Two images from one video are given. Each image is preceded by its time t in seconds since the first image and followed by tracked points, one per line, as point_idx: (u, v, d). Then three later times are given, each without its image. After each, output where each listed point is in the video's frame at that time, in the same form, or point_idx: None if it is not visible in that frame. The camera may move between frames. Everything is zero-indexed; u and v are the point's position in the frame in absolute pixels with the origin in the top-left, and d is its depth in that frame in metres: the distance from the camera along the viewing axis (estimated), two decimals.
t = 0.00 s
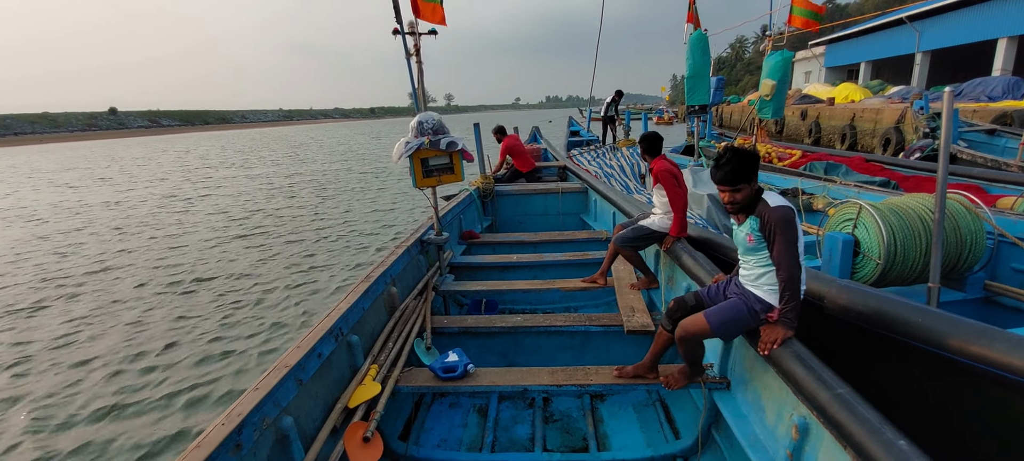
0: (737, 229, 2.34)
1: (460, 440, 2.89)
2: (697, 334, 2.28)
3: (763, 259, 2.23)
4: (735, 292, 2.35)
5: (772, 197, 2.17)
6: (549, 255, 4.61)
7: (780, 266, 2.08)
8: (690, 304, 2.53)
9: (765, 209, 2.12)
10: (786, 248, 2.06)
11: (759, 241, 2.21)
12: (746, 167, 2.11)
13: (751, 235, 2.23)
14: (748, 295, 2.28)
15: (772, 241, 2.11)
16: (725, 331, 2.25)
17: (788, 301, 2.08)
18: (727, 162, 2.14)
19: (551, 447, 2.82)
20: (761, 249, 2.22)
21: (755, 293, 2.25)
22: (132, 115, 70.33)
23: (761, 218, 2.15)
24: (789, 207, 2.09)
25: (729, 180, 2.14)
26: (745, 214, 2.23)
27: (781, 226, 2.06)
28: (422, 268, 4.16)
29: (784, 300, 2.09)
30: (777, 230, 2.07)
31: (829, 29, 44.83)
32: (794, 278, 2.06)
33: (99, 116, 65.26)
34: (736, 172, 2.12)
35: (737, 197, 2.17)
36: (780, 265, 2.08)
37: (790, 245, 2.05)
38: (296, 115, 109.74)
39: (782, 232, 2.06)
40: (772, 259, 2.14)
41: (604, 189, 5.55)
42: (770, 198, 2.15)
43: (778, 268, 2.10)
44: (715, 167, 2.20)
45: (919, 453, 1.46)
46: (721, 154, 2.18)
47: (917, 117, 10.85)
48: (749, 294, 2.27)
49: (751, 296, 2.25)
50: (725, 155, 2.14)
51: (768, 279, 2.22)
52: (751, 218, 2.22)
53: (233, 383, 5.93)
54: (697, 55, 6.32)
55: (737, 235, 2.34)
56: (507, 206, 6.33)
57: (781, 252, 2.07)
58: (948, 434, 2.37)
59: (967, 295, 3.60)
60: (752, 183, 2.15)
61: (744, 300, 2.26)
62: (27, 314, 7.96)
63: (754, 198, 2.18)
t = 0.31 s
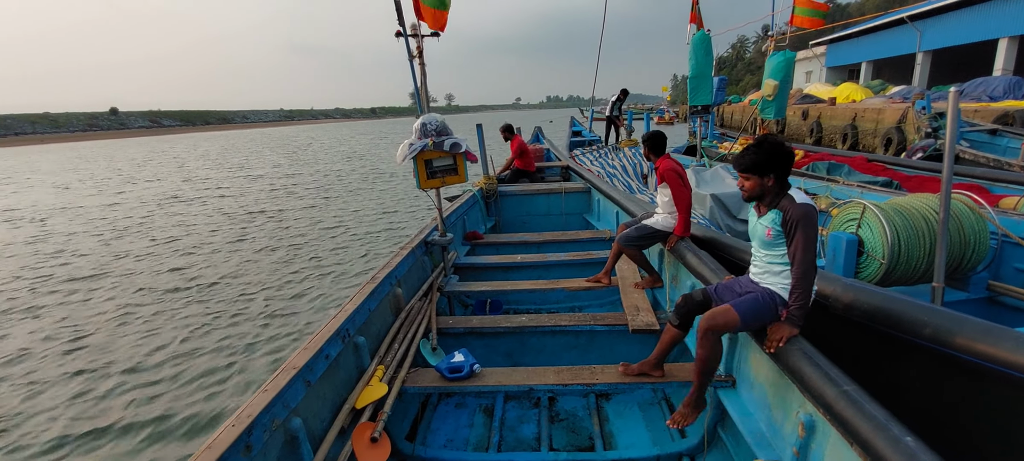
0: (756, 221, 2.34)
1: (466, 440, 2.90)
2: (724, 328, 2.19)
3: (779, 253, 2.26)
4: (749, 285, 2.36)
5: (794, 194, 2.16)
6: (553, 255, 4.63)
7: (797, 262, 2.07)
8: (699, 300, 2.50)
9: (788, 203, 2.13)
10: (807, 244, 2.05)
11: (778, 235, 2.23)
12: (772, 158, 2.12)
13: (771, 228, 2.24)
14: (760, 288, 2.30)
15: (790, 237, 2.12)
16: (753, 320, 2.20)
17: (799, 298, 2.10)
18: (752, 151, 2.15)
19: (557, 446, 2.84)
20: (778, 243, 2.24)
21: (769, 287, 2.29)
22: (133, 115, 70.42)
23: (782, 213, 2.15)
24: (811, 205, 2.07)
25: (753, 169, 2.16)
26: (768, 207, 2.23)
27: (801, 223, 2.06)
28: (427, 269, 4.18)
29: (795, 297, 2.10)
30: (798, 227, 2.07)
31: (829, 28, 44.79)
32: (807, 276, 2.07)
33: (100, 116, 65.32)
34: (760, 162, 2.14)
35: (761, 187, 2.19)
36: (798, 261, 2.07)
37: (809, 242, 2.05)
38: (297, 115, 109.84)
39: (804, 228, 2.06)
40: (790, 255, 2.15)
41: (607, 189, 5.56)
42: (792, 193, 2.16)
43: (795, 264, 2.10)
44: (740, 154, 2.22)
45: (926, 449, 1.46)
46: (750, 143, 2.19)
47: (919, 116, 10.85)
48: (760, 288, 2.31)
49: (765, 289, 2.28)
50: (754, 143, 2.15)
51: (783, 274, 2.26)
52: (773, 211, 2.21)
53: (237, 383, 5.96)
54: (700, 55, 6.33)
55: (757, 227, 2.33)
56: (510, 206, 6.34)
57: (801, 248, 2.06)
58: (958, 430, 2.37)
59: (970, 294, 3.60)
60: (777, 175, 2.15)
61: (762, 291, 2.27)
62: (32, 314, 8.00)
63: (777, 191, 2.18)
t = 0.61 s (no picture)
0: (759, 221, 2.31)
1: (466, 439, 2.90)
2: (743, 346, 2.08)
3: (780, 254, 2.23)
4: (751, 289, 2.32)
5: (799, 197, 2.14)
6: (553, 255, 4.63)
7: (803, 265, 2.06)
8: (696, 300, 2.47)
9: (791, 203, 2.12)
10: (812, 247, 2.03)
11: (782, 237, 2.19)
12: (772, 157, 2.14)
13: (775, 230, 2.20)
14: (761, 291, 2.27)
15: (796, 240, 2.09)
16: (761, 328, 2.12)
17: (802, 302, 2.07)
18: (752, 149, 2.19)
19: (557, 446, 2.84)
20: (782, 244, 2.20)
21: (770, 288, 2.25)
22: (132, 115, 70.50)
23: (785, 215, 2.14)
24: (818, 209, 2.05)
25: (753, 167, 2.20)
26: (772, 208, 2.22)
27: (806, 225, 2.04)
28: (427, 269, 4.18)
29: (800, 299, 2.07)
30: (804, 230, 2.04)
31: (828, 29, 44.78)
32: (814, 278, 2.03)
33: (100, 116, 65.45)
34: (760, 161, 2.17)
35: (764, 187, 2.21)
36: (805, 263, 2.05)
37: (815, 244, 2.02)
38: (297, 115, 109.91)
39: (809, 232, 2.03)
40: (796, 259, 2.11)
41: (608, 189, 5.56)
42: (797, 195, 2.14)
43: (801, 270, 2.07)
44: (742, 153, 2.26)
45: (926, 450, 1.46)
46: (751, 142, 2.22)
47: (920, 116, 10.84)
48: (761, 291, 2.27)
49: (767, 292, 2.24)
50: (753, 142, 2.19)
51: (785, 276, 2.23)
52: (777, 212, 2.19)
53: (237, 382, 5.96)
54: (701, 55, 6.34)
55: (759, 227, 2.30)
56: (511, 206, 6.34)
57: (808, 250, 2.04)
58: (960, 429, 2.37)
59: (971, 295, 3.60)
60: (780, 175, 2.16)
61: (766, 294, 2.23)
62: (33, 313, 8.02)
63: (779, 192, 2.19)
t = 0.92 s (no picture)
0: (751, 231, 2.27)
1: (463, 440, 2.90)
2: (736, 351, 2.09)
3: (771, 265, 2.20)
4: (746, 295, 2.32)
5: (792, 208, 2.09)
6: (552, 256, 4.63)
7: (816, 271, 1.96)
8: (694, 304, 2.48)
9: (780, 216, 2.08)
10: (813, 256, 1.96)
11: (774, 250, 2.15)
12: (762, 167, 2.08)
13: (766, 243, 2.17)
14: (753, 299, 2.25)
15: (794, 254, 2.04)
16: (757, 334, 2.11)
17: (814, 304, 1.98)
18: (739, 160, 2.16)
19: (554, 447, 2.84)
20: (775, 256, 2.16)
21: (761, 295, 2.23)
22: (132, 116, 70.49)
23: (779, 229, 2.08)
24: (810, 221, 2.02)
25: (740, 178, 2.16)
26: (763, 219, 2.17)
27: (800, 240, 1.99)
28: (426, 269, 4.19)
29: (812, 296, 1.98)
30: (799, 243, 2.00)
31: (828, 29, 44.73)
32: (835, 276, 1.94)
33: (100, 117, 65.45)
34: (746, 172, 2.12)
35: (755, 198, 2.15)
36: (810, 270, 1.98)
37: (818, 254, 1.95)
38: (297, 115, 109.90)
39: (810, 245, 1.97)
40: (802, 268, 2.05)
41: (607, 190, 5.56)
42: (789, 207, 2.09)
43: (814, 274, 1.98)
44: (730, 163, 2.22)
45: (921, 456, 1.47)
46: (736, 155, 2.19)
47: (919, 117, 10.85)
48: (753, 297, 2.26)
49: (758, 298, 2.22)
50: (743, 153, 2.14)
51: (774, 286, 2.20)
52: (767, 225, 2.16)
53: (236, 382, 5.98)
54: (700, 56, 6.35)
55: (752, 238, 2.25)
56: (511, 207, 6.35)
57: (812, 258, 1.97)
58: (956, 431, 2.38)
59: (968, 296, 3.60)
60: (770, 186, 2.10)
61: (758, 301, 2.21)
62: (33, 313, 8.02)
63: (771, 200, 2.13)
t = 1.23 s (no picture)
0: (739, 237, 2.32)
1: (463, 441, 2.90)
2: (739, 357, 2.07)
3: (767, 269, 2.20)
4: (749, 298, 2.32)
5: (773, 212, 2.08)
6: (552, 258, 4.62)
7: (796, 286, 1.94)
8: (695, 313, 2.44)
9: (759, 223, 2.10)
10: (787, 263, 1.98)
11: (759, 255, 2.20)
12: (732, 176, 2.13)
13: (752, 249, 2.23)
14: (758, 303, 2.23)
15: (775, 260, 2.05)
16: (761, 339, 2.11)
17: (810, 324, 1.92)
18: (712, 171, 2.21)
19: (554, 449, 2.83)
20: (762, 260, 2.21)
21: (767, 299, 2.22)
22: (132, 118, 70.55)
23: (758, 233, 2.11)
24: (791, 225, 2.00)
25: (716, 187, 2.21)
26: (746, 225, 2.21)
27: (778, 243, 2.00)
28: (426, 270, 4.18)
29: (804, 315, 1.92)
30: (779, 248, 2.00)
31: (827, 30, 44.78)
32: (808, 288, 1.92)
33: (100, 119, 65.51)
34: (719, 182, 2.18)
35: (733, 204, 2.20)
36: (790, 285, 1.96)
37: (792, 264, 1.96)
38: (296, 117, 110.03)
39: (785, 251, 1.98)
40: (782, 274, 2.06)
41: (607, 190, 5.57)
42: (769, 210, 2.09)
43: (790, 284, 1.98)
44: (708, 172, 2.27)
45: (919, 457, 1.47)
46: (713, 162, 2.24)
47: (919, 117, 10.85)
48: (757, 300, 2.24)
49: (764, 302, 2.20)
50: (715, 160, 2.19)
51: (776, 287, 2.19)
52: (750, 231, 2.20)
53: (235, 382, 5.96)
54: (700, 57, 6.36)
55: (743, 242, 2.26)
56: (511, 208, 6.34)
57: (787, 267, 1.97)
58: (955, 433, 2.36)
59: (969, 296, 3.60)
60: (743, 192, 2.14)
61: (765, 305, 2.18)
62: (34, 314, 8.02)
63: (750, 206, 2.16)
